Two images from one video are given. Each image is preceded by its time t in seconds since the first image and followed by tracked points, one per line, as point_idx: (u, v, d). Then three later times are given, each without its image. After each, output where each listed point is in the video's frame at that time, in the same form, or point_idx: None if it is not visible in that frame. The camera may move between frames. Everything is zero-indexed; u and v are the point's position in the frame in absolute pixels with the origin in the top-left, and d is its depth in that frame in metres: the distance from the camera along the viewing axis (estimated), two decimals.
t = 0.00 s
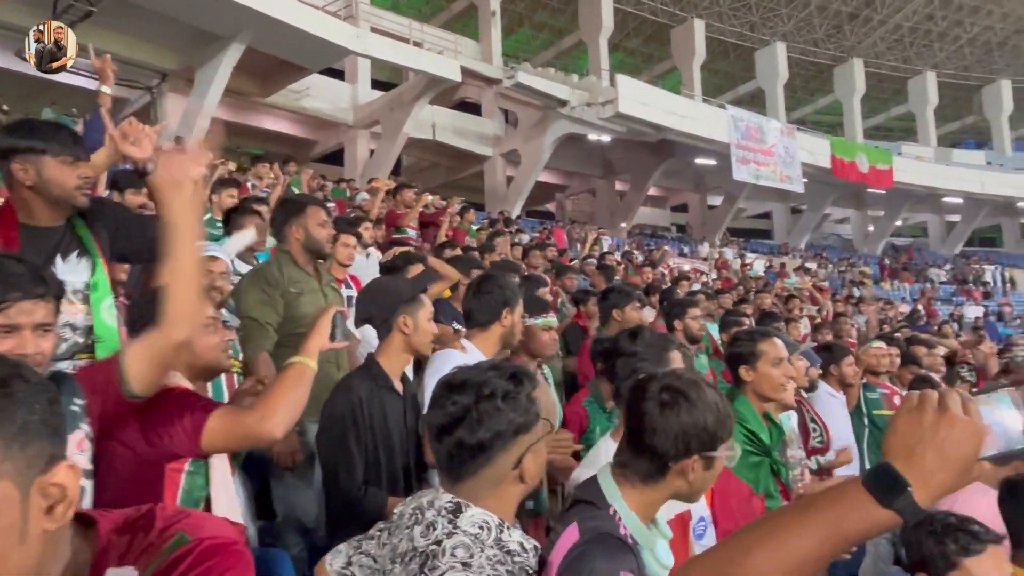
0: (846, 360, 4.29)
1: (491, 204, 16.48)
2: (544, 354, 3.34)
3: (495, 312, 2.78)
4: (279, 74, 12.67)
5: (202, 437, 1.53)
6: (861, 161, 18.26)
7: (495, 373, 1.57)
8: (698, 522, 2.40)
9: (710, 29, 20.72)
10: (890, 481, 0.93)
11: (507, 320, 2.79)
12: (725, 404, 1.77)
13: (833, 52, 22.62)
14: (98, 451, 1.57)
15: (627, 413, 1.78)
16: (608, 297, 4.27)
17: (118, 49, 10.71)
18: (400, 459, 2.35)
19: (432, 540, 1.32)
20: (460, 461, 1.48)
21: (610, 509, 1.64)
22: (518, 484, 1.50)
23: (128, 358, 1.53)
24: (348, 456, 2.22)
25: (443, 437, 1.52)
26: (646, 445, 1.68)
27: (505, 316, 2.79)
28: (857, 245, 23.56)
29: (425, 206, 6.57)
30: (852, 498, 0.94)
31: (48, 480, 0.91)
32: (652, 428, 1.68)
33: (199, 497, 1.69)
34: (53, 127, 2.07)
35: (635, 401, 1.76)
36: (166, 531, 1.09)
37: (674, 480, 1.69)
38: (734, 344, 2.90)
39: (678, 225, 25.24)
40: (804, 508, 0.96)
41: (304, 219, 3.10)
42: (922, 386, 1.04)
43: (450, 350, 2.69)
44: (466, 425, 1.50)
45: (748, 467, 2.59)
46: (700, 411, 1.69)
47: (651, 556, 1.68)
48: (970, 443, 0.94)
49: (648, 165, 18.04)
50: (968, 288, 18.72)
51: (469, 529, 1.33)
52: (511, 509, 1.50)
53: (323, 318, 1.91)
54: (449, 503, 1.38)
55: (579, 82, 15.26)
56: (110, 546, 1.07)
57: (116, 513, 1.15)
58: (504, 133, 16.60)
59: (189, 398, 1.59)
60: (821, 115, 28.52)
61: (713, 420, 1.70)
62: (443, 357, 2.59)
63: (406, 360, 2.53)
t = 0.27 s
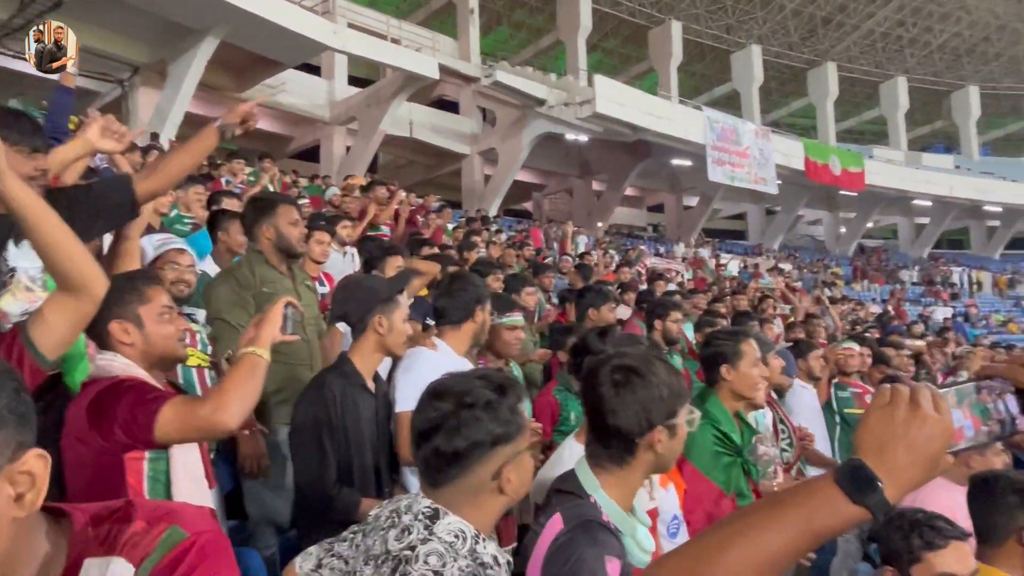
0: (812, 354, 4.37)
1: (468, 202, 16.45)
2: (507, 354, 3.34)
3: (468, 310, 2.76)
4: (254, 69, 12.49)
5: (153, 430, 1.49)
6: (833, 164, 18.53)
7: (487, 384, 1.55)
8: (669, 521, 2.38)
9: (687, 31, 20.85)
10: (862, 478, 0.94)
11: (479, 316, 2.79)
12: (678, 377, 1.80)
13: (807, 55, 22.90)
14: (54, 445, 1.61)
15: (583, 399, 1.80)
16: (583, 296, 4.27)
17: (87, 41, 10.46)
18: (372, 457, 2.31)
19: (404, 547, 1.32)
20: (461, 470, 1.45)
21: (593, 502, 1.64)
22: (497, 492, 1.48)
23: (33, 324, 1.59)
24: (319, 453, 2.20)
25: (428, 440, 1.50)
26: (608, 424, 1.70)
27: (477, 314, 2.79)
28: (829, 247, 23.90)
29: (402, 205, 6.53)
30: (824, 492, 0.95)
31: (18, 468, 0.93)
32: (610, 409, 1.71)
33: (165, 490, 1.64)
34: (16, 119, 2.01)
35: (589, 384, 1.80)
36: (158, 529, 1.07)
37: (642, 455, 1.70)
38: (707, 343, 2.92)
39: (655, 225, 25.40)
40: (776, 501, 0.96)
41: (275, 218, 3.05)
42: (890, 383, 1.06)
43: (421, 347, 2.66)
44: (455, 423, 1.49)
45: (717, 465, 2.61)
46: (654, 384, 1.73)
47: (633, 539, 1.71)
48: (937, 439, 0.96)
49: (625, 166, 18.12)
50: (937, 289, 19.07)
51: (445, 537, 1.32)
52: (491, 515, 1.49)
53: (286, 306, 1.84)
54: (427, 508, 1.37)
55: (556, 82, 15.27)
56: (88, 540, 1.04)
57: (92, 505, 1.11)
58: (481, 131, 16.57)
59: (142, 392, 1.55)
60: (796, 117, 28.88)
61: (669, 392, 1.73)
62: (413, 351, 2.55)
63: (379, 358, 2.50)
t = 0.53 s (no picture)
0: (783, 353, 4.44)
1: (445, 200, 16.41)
2: (474, 349, 3.28)
3: (433, 311, 2.75)
4: (228, 63, 12.31)
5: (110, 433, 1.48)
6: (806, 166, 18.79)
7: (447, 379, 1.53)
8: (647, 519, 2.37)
9: (663, 32, 20.98)
10: (838, 471, 0.94)
11: (446, 317, 2.77)
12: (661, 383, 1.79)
13: (781, 58, 23.17)
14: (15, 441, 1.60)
15: (569, 409, 1.76)
16: (560, 295, 4.27)
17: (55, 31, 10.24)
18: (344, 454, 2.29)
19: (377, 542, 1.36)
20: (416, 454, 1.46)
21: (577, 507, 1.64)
22: (449, 489, 1.46)
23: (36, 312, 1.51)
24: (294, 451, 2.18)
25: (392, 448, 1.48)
26: (597, 436, 1.68)
27: (443, 310, 2.77)
28: (801, 248, 24.22)
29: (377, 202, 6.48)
30: (800, 485, 0.95)
31: (52, 428, 0.99)
32: (598, 419, 1.68)
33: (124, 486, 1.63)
34: None
35: (574, 394, 1.75)
36: (187, 514, 1.10)
37: (630, 463, 1.70)
38: (682, 342, 2.90)
39: (631, 225, 25.56)
40: (755, 495, 0.97)
41: (255, 214, 2.98)
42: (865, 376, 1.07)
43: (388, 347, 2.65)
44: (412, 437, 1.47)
45: (693, 464, 2.64)
46: (641, 393, 1.71)
47: (614, 543, 1.74)
48: (910, 430, 0.98)
49: (601, 165, 18.20)
50: (905, 290, 19.43)
51: (413, 531, 1.30)
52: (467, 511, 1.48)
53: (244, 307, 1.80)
54: (393, 504, 1.36)
55: (534, 80, 15.27)
56: (101, 515, 1.06)
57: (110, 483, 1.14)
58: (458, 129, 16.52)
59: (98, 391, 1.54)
60: (769, 120, 29.23)
61: (655, 401, 1.73)
62: (383, 349, 2.59)
63: (352, 357, 2.48)
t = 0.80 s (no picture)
0: (757, 352, 4.50)
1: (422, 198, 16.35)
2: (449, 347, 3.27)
3: (405, 305, 2.73)
4: (202, 58, 12.14)
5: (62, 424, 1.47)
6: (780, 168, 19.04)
7: (408, 376, 1.51)
8: (622, 516, 2.40)
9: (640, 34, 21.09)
10: (816, 470, 0.95)
11: (420, 311, 2.74)
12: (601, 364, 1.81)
13: (757, 61, 23.43)
14: None
15: (512, 399, 1.80)
16: (538, 294, 4.27)
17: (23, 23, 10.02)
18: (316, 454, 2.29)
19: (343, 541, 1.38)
20: (372, 446, 1.48)
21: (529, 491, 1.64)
22: (400, 491, 1.45)
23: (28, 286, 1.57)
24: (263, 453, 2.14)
25: (359, 433, 1.50)
26: (539, 420, 1.71)
27: (415, 306, 2.74)
28: (775, 249, 24.54)
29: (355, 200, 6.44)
30: (778, 485, 0.96)
31: (58, 411, 1.03)
32: (539, 403, 1.72)
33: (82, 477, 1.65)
34: None
35: (514, 379, 1.79)
36: (182, 510, 1.15)
37: (576, 441, 1.71)
38: (662, 342, 2.92)
39: (608, 224, 25.70)
40: (735, 494, 0.97)
41: (244, 211, 2.95)
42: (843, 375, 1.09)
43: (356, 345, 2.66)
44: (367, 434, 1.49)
45: (673, 458, 2.63)
46: (577, 372, 1.74)
47: (576, 522, 1.67)
48: (887, 429, 0.99)
49: (579, 165, 18.26)
50: (876, 290, 19.78)
51: (380, 529, 1.38)
52: (430, 514, 1.47)
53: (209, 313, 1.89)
54: (362, 501, 1.45)
55: (512, 80, 15.29)
56: (96, 500, 1.10)
57: (101, 475, 1.17)
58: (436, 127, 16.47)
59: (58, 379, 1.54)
60: (745, 121, 29.55)
61: (593, 380, 1.75)
62: (354, 349, 2.58)
63: (323, 355, 2.46)
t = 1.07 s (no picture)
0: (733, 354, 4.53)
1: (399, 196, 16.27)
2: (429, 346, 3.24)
3: (389, 305, 2.69)
4: (174, 51, 11.93)
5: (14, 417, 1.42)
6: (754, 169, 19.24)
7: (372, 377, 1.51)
8: (599, 517, 2.46)
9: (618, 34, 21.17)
10: (786, 468, 0.95)
11: (403, 312, 2.73)
12: (571, 365, 1.78)
13: (732, 63, 23.67)
14: None
15: (485, 395, 1.81)
16: (515, 294, 4.27)
17: None
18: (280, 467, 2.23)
19: (308, 548, 1.35)
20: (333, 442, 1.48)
21: (498, 488, 1.62)
22: (393, 486, 1.44)
23: None
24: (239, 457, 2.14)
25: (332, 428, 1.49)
26: (505, 414, 1.70)
27: (401, 304, 2.72)
28: (749, 249, 24.82)
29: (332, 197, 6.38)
30: (752, 484, 0.96)
31: (30, 411, 1.00)
32: (506, 398, 1.71)
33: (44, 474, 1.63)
34: None
35: (486, 376, 1.80)
36: (159, 516, 1.12)
37: (542, 439, 1.70)
38: (650, 340, 2.93)
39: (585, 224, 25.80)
40: (708, 493, 0.98)
41: (216, 214, 2.89)
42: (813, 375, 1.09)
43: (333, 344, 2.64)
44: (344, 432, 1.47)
45: (658, 453, 2.67)
46: (543, 369, 1.72)
47: (537, 519, 1.66)
48: (854, 429, 0.99)
49: (556, 165, 18.29)
50: (847, 291, 20.10)
51: (345, 535, 1.36)
52: (400, 521, 1.45)
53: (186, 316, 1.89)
54: (329, 507, 1.43)
55: (489, 78, 15.26)
56: (63, 509, 1.06)
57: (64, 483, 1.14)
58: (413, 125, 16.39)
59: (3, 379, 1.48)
60: (720, 123, 29.84)
61: (559, 376, 1.73)
62: (332, 347, 2.57)
63: (293, 354, 2.44)
